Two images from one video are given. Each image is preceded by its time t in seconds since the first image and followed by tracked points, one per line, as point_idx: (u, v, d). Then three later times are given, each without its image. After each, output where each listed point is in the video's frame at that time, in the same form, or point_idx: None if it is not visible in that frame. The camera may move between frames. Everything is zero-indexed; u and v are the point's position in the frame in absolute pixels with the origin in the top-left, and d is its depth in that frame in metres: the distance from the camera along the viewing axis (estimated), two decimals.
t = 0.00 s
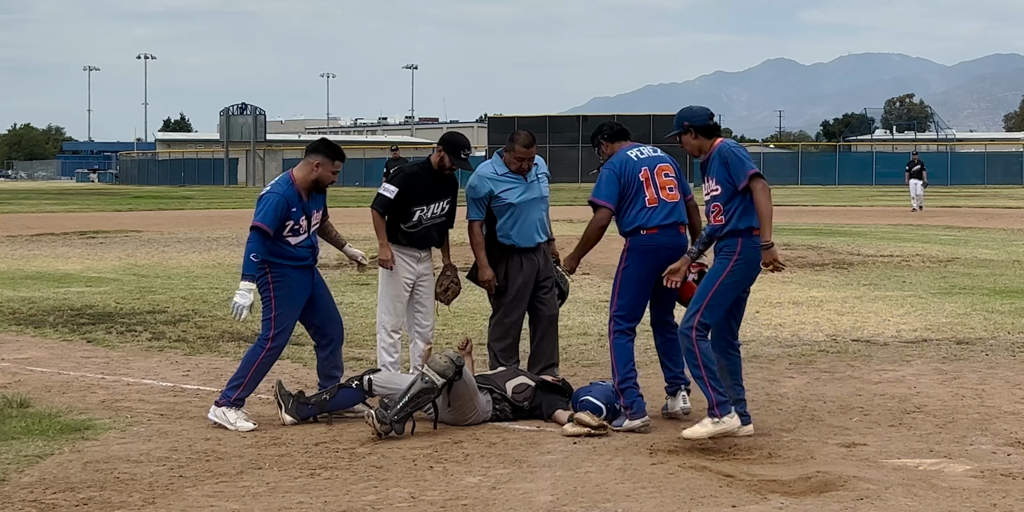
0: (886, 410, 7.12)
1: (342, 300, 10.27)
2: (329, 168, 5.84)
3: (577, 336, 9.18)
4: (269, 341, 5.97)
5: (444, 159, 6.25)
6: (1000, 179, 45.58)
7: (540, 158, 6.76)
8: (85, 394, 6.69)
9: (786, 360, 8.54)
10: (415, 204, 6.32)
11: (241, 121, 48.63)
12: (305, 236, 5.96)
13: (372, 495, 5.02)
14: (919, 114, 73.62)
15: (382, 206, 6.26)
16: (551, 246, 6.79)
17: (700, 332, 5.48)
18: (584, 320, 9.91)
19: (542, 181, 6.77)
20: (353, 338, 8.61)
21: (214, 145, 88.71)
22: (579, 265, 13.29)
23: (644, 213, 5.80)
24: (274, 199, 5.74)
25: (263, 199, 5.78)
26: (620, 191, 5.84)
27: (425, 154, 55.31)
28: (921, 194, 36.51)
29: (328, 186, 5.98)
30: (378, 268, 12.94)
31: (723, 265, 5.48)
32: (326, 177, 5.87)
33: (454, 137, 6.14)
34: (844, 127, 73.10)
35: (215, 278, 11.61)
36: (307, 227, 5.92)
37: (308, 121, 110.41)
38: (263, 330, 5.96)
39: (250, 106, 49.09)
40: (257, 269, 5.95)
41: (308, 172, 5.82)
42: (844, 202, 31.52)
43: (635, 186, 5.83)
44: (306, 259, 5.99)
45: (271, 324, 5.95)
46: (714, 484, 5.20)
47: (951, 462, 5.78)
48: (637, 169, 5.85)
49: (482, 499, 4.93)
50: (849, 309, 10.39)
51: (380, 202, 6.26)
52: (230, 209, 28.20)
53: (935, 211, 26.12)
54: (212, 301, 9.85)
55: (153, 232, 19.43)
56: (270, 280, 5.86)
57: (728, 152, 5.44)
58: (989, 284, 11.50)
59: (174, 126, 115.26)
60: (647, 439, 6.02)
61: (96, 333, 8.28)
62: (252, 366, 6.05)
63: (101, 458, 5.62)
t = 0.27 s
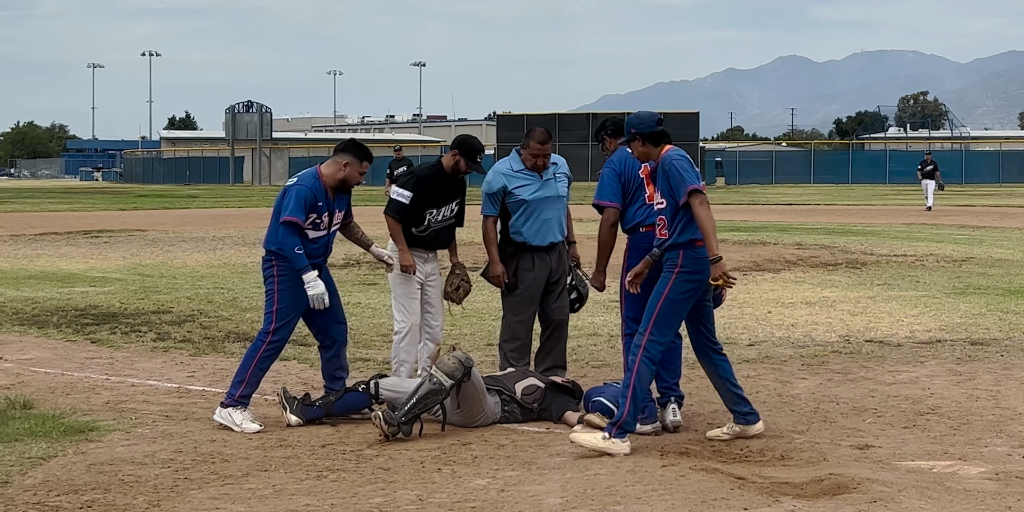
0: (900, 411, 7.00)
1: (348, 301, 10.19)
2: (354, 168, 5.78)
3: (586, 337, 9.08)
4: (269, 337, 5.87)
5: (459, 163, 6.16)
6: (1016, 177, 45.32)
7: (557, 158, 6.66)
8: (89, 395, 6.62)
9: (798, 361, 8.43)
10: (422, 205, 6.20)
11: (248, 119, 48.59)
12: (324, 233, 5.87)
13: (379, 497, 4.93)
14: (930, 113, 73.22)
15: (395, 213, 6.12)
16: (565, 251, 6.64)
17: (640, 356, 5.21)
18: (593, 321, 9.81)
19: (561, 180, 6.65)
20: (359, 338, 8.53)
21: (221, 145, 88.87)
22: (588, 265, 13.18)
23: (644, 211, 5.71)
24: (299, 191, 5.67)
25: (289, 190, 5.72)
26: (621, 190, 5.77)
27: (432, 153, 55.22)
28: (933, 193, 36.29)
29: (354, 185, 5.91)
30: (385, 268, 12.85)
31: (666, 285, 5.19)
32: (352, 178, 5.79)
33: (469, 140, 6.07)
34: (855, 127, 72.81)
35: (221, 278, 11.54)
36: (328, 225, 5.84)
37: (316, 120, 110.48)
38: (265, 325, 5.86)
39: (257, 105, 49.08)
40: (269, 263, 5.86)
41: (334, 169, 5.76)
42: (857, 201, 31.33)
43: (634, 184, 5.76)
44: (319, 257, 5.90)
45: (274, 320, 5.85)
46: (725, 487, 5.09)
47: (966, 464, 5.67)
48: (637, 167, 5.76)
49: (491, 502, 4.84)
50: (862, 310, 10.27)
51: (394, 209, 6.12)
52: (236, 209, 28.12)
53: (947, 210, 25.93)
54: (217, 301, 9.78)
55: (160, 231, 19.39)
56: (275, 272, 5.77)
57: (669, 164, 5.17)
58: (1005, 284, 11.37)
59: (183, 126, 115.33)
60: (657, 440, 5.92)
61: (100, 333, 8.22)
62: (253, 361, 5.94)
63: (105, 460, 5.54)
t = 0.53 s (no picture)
0: (905, 411, 6.96)
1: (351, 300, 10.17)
2: (379, 170, 5.79)
3: (590, 337, 9.05)
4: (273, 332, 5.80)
5: (478, 187, 5.95)
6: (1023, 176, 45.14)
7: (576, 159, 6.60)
8: (91, 395, 6.61)
9: (804, 361, 8.39)
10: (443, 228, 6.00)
11: (251, 118, 48.53)
12: (339, 232, 5.86)
13: (383, 498, 4.90)
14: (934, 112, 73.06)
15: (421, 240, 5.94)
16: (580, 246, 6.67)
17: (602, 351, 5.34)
18: (598, 321, 9.78)
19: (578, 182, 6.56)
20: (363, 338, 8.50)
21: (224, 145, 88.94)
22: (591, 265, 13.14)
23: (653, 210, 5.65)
24: (324, 184, 5.69)
25: (313, 183, 5.74)
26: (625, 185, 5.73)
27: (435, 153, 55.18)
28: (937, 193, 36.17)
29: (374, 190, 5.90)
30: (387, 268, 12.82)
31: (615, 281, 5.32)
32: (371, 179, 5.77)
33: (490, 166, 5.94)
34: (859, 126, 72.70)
35: (224, 278, 11.52)
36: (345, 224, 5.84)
37: (319, 119, 110.53)
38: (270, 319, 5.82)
39: (260, 104, 49.04)
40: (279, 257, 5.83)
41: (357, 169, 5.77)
42: (862, 201, 31.26)
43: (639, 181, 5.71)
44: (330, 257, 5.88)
45: (280, 314, 5.81)
46: (730, 487, 5.05)
47: (971, 465, 5.62)
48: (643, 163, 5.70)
49: (495, 502, 4.81)
50: (868, 310, 10.23)
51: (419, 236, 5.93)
52: (237, 208, 28.08)
53: (952, 210, 25.85)
54: (220, 300, 9.76)
55: (162, 231, 19.37)
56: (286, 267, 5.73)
57: (592, 160, 5.26)
58: (1010, 284, 11.32)
59: (186, 125, 115.19)
60: (663, 439, 5.88)
61: (102, 333, 8.20)
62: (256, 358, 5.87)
63: (108, 460, 5.52)
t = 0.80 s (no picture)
0: (906, 411, 6.95)
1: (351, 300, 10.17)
2: (396, 170, 5.81)
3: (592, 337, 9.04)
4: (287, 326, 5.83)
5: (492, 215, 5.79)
6: None
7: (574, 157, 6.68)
8: (93, 395, 6.61)
9: (805, 361, 8.39)
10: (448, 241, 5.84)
11: (251, 118, 48.52)
12: (352, 230, 5.85)
13: (384, 497, 4.90)
14: (935, 112, 73.03)
15: (433, 259, 5.83)
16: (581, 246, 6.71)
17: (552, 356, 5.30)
18: (599, 320, 9.77)
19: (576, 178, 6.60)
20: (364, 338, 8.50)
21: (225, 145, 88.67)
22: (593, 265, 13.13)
23: (654, 208, 5.66)
24: (339, 178, 5.69)
25: (328, 177, 5.75)
26: (631, 183, 5.71)
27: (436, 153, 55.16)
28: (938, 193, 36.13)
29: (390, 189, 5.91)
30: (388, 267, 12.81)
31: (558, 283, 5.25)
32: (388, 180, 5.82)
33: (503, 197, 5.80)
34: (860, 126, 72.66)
35: (225, 277, 11.51)
36: (358, 221, 5.82)
37: (320, 119, 110.54)
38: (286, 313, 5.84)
39: (260, 104, 49.01)
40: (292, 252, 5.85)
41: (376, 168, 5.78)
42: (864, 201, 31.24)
43: (644, 179, 5.70)
44: (342, 251, 5.87)
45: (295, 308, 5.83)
46: (731, 487, 5.05)
47: (973, 465, 5.62)
48: (649, 161, 5.69)
49: (497, 502, 4.81)
50: (870, 309, 10.23)
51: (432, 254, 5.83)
52: (238, 208, 28.08)
53: (953, 210, 25.83)
54: (221, 300, 9.76)
55: (163, 231, 19.37)
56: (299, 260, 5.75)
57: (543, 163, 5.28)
58: (1012, 284, 11.31)
59: (187, 125, 115.20)
60: (664, 439, 5.88)
61: (104, 333, 8.20)
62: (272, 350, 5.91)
63: (109, 460, 5.52)
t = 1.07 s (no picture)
0: (908, 411, 6.95)
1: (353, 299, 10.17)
2: (406, 170, 5.74)
3: (593, 336, 9.04)
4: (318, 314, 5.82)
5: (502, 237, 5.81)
6: None
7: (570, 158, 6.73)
8: (95, 395, 6.61)
9: (807, 360, 8.39)
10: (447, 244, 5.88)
11: (253, 117, 48.43)
12: (361, 228, 5.86)
13: (386, 497, 4.90)
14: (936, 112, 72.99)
15: (442, 270, 5.77)
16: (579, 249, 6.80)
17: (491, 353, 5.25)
18: (601, 320, 9.77)
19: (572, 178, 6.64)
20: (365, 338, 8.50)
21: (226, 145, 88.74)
22: (595, 265, 13.13)
23: (654, 208, 5.66)
24: (347, 178, 5.68)
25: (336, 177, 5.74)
26: (633, 183, 5.69)
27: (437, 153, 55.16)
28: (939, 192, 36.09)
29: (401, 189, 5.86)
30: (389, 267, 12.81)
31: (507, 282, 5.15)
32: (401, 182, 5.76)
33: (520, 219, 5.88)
34: (861, 125, 72.62)
35: (226, 277, 11.50)
36: (367, 220, 5.83)
37: (321, 118, 110.61)
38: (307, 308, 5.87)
39: (262, 104, 49.01)
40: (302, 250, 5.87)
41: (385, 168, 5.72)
42: (866, 200, 31.22)
43: (646, 178, 5.68)
44: (352, 249, 5.90)
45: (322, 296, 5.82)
46: (732, 487, 5.04)
47: (974, 464, 5.62)
48: (653, 161, 5.68)
49: (498, 502, 4.81)
50: (871, 309, 10.23)
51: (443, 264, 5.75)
52: (240, 207, 28.09)
53: (954, 209, 25.80)
54: (223, 300, 9.76)
55: (165, 230, 19.37)
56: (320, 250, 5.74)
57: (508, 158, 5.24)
58: (1013, 284, 11.30)
59: (188, 125, 115.25)
60: (666, 438, 5.88)
61: (105, 332, 8.20)
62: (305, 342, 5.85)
63: (111, 459, 5.52)
